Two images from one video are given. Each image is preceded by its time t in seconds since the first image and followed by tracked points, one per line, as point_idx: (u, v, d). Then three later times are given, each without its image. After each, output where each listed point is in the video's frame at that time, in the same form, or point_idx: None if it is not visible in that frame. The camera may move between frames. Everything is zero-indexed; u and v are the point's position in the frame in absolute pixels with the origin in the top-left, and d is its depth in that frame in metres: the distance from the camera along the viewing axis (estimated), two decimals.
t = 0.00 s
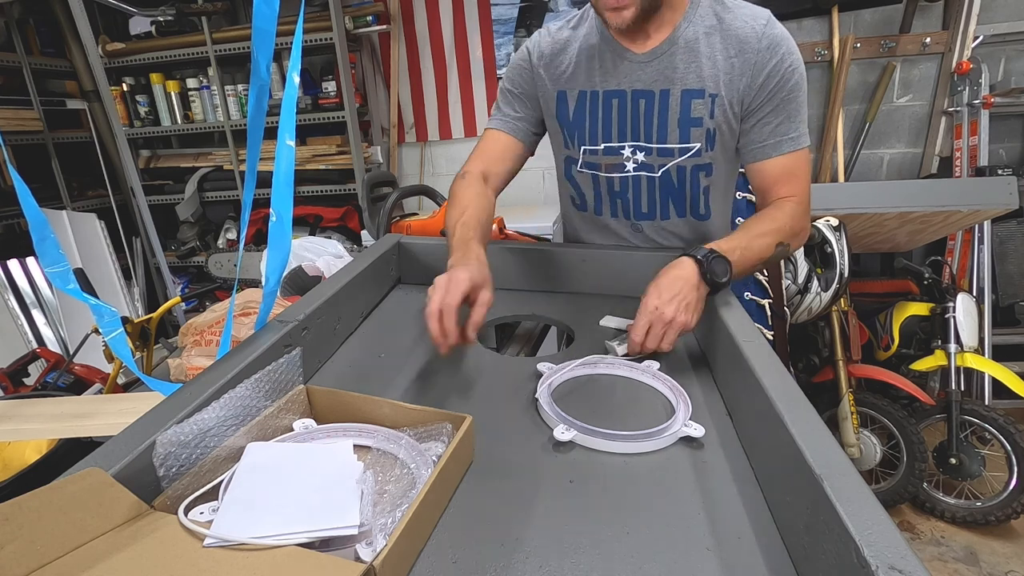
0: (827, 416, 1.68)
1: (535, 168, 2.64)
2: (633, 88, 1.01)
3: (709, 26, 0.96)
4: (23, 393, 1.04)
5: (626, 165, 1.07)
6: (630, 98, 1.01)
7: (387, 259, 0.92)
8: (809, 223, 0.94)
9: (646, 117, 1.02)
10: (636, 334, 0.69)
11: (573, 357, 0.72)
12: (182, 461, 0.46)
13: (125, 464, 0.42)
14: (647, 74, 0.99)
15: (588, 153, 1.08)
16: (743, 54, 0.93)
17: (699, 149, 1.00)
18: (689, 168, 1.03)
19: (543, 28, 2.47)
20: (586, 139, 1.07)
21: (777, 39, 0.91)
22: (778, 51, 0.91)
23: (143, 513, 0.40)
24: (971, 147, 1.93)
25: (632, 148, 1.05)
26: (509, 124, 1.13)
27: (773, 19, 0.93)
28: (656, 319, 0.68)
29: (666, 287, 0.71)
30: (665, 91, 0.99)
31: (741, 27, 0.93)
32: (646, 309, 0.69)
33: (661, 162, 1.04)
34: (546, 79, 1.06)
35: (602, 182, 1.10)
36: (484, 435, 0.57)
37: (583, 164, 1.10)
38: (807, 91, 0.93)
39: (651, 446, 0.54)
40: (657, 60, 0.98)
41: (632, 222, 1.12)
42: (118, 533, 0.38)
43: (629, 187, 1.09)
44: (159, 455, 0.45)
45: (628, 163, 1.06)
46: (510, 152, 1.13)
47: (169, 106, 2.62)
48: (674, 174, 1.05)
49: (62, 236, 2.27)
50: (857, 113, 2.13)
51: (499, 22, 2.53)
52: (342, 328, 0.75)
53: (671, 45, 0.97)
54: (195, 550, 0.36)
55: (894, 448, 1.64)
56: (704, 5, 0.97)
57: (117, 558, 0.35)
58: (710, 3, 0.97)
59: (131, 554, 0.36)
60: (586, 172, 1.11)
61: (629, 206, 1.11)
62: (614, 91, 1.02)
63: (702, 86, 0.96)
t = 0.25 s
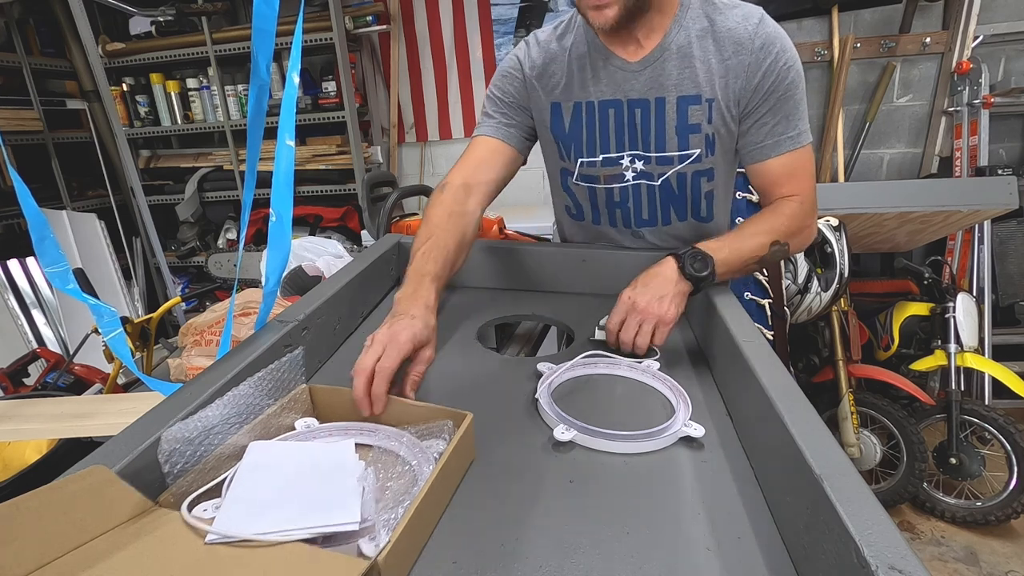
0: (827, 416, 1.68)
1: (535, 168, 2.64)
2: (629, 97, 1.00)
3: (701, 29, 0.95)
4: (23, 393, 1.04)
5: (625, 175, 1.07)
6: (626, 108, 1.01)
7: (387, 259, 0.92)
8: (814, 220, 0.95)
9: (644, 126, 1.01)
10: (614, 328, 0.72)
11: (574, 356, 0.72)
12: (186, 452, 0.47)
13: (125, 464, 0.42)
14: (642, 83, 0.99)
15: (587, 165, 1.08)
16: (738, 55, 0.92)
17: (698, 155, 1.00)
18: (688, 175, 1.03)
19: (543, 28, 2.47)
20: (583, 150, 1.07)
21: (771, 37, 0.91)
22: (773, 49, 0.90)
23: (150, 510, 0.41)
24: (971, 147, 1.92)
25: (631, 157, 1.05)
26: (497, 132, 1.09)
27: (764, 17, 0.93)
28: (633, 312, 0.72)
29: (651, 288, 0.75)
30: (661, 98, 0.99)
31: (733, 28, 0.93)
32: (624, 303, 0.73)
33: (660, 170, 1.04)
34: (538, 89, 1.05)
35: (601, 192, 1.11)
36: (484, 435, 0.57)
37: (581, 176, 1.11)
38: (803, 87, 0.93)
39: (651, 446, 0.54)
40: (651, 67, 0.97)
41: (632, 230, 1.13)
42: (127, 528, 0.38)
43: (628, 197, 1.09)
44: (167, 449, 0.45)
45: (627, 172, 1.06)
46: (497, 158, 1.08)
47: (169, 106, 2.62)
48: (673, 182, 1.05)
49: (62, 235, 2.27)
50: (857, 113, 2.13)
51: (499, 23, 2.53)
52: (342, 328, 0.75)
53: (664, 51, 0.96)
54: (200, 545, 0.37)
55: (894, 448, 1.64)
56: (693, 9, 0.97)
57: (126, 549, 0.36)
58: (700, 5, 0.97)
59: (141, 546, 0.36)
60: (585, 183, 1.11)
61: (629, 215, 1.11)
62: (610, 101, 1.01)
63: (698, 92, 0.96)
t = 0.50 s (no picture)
0: (827, 416, 1.68)
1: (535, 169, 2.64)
2: (618, 108, 1.00)
3: (690, 38, 0.94)
4: (23, 393, 1.04)
5: (617, 184, 1.07)
6: (616, 119, 1.01)
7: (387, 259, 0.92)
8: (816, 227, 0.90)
9: (633, 138, 1.01)
10: (591, 284, 0.68)
11: (575, 356, 0.72)
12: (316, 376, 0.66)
13: (126, 463, 0.42)
14: (630, 96, 0.98)
15: (579, 174, 1.08)
16: (726, 65, 0.91)
17: (688, 166, 1.00)
18: (680, 185, 1.03)
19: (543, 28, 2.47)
20: (574, 158, 1.07)
21: (763, 45, 0.89)
22: (764, 55, 0.89)
23: (281, 430, 0.51)
24: (970, 147, 1.92)
25: (621, 167, 1.05)
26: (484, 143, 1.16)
27: (755, 24, 0.91)
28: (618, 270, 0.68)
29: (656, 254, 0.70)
30: (650, 110, 0.98)
31: (724, 36, 0.91)
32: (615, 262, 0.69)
33: (651, 180, 1.04)
34: (527, 96, 1.06)
35: (593, 199, 1.11)
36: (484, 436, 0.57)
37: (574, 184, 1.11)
38: (800, 95, 0.90)
39: (651, 446, 0.54)
40: (639, 78, 0.97)
41: (628, 234, 1.14)
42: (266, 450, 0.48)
43: (621, 204, 1.10)
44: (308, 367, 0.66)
45: (618, 182, 1.06)
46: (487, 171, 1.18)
47: (169, 106, 2.62)
48: (665, 191, 1.05)
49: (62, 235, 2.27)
50: (857, 113, 2.13)
51: (499, 23, 2.53)
52: (343, 327, 0.75)
53: (652, 62, 0.96)
54: (328, 460, 0.47)
55: (894, 448, 1.64)
56: (683, 17, 0.95)
57: (272, 469, 0.46)
58: (691, 12, 0.96)
59: (284, 466, 0.46)
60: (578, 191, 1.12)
61: (623, 220, 1.12)
62: (600, 111, 1.01)
63: (686, 104, 0.95)
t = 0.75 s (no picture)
0: (827, 416, 1.68)
1: (535, 169, 2.64)
2: (607, 111, 1.01)
3: (676, 39, 0.95)
4: (23, 393, 1.04)
5: (612, 186, 1.07)
6: (605, 122, 1.02)
7: (387, 258, 0.92)
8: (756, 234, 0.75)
9: (622, 141, 1.01)
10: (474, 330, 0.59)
11: (583, 353, 0.73)
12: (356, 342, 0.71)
13: (126, 463, 0.42)
14: (618, 98, 0.99)
15: (574, 176, 1.09)
16: (705, 63, 0.90)
17: (678, 166, 1.00)
18: (673, 185, 1.03)
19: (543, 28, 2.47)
20: (570, 161, 1.08)
21: (741, 38, 0.87)
22: (741, 45, 0.86)
23: (324, 387, 0.59)
24: (970, 147, 1.92)
25: (615, 169, 1.05)
26: (489, 148, 1.20)
27: (738, 24, 0.90)
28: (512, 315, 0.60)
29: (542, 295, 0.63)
30: (637, 113, 0.99)
31: (707, 34, 0.91)
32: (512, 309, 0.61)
33: (645, 182, 1.04)
34: (524, 99, 1.09)
35: (591, 200, 1.12)
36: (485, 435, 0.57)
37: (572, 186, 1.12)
38: (778, 87, 0.84)
39: (660, 444, 0.54)
40: (627, 81, 0.98)
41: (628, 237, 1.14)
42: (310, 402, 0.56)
43: (618, 206, 1.10)
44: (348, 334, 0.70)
45: (613, 184, 1.06)
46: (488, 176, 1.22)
47: (169, 106, 2.62)
48: (659, 192, 1.04)
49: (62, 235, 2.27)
50: (857, 113, 2.13)
51: (499, 23, 2.53)
52: (342, 327, 0.75)
53: (639, 65, 0.96)
54: (361, 413, 0.55)
55: (894, 448, 1.64)
56: (676, 19, 0.96)
57: (313, 418, 0.54)
58: (682, 15, 0.96)
59: (324, 417, 0.54)
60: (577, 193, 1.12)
61: (620, 222, 1.12)
62: (591, 115, 1.03)
63: (670, 105, 0.95)
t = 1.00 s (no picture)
0: (827, 416, 1.68)
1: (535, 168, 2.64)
2: (599, 116, 1.01)
3: (663, 42, 0.94)
4: (23, 393, 1.03)
5: (606, 189, 1.07)
6: (597, 126, 1.02)
7: (387, 258, 0.92)
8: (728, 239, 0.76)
9: (613, 145, 1.02)
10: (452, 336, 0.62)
11: (585, 352, 0.73)
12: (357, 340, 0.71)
13: (126, 462, 0.42)
14: (607, 104, 0.99)
15: (569, 180, 1.10)
16: (691, 68, 0.90)
17: (669, 169, 1.00)
18: (666, 188, 1.03)
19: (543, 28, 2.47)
20: (564, 165, 1.09)
21: (725, 42, 0.87)
22: (725, 49, 0.86)
23: (328, 384, 0.59)
24: (970, 147, 1.92)
25: (608, 172, 1.05)
26: (486, 154, 1.20)
27: (723, 27, 0.90)
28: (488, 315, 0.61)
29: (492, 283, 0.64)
30: (627, 117, 0.98)
31: (692, 38, 0.91)
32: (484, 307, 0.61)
33: (638, 184, 1.04)
34: (517, 104, 1.10)
35: (588, 202, 1.13)
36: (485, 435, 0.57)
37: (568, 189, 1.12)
38: (762, 92, 0.84)
39: (661, 444, 0.54)
40: (615, 86, 0.98)
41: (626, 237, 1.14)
42: (313, 401, 0.56)
43: (614, 208, 1.10)
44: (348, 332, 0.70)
45: (607, 187, 1.06)
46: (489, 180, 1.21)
47: (169, 106, 2.62)
48: (653, 194, 1.05)
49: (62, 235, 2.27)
50: (857, 113, 2.13)
51: (499, 23, 2.53)
52: (342, 327, 0.75)
53: (626, 70, 0.96)
54: (364, 413, 0.54)
55: (894, 448, 1.64)
56: (663, 23, 0.95)
57: (317, 417, 0.54)
58: (668, 18, 0.96)
59: (327, 416, 0.54)
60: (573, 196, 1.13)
61: (617, 223, 1.13)
62: (583, 119, 1.02)
63: (657, 110, 0.95)
